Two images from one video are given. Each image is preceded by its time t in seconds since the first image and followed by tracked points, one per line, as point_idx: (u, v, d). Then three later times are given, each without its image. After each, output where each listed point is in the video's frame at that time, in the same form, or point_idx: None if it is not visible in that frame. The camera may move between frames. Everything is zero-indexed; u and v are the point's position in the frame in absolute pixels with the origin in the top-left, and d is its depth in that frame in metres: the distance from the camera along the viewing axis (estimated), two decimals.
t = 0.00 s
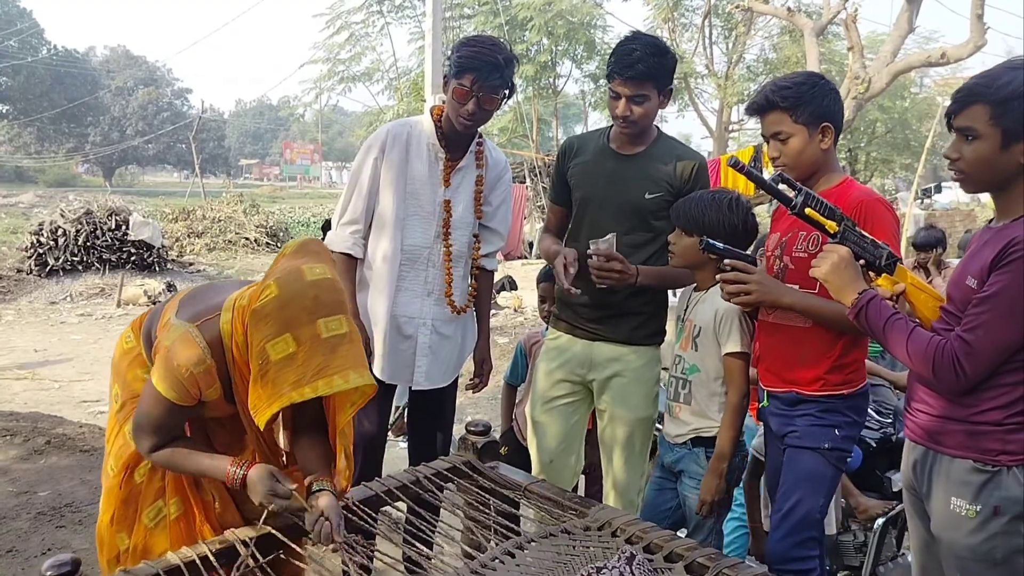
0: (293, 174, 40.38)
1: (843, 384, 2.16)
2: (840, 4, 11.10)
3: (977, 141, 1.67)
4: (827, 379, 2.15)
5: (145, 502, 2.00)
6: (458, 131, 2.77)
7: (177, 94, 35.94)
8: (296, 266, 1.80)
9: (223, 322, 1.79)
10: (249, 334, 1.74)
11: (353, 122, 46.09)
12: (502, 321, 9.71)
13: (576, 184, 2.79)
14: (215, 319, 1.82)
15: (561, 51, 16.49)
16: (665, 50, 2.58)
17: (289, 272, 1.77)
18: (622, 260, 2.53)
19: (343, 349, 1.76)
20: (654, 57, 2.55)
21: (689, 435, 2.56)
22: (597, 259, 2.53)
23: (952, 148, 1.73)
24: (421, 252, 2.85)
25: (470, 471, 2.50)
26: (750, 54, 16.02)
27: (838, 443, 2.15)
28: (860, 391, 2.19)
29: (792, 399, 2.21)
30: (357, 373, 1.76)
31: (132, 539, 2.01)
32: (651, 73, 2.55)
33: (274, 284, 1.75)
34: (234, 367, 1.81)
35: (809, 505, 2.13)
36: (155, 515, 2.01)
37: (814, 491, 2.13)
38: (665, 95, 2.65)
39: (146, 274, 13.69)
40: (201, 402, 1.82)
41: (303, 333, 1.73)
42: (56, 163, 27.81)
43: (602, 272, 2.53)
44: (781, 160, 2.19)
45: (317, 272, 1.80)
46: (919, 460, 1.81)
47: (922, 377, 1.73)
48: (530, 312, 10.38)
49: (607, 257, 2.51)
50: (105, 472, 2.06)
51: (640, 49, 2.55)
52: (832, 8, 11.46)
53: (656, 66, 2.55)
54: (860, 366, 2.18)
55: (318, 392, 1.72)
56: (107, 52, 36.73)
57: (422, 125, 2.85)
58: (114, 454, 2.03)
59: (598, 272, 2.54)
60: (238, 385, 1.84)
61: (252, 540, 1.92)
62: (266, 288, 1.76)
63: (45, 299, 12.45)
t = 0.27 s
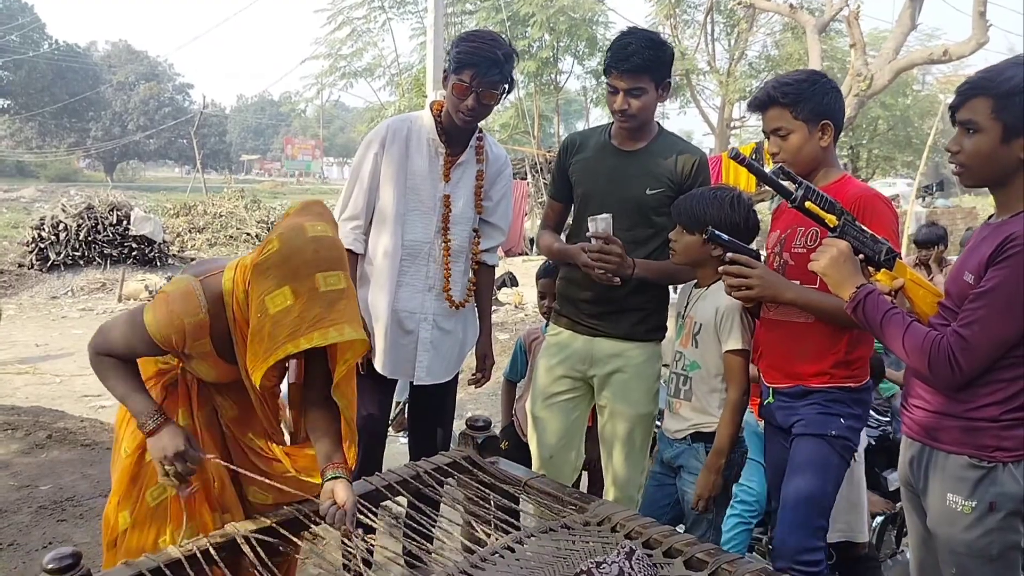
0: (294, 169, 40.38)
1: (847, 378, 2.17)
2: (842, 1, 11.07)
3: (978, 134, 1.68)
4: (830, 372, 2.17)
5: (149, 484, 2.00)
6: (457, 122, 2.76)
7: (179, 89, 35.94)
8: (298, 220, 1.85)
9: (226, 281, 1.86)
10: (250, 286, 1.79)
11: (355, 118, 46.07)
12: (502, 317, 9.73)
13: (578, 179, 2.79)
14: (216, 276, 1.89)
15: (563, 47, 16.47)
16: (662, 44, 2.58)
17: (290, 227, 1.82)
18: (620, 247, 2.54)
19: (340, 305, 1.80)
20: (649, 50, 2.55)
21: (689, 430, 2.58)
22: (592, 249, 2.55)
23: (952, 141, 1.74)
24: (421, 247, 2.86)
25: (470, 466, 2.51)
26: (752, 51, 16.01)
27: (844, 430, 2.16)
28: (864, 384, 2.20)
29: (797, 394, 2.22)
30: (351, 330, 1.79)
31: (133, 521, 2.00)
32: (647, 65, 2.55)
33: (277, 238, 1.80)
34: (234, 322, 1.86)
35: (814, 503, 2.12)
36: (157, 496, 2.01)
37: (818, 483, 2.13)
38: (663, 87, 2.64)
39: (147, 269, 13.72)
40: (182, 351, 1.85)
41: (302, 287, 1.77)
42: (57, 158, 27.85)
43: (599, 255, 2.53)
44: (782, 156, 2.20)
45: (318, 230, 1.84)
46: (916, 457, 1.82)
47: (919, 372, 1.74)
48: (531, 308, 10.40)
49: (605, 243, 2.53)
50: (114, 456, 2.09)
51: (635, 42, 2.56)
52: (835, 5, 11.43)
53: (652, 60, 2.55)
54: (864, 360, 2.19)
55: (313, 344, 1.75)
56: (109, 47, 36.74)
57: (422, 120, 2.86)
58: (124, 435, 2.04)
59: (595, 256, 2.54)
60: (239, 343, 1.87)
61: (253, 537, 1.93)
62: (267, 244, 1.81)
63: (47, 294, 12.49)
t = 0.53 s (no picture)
0: (297, 167, 40.41)
1: (839, 389, 2.13)
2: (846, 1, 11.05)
3: (978, 135, 1.68)
4: (820, 381, 2.13)
5: (156, 465, 2.07)
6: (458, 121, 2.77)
7: (182, 86, 35.96)
8: (301, 187, 1.97)
9: (233, 251, 1.99)
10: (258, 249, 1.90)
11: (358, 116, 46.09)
12: (504, 316, 9.73)
13: (581, 179, 2.79)
14: (225, 246, 2.02)
15: (566, 46, 16.47)
16: (656, 42, 2.58)
17: (291, 193, 1.92)
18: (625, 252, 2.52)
19: (343, 262, 1.87)
20: (644, 48, 2.56)
21: (692, 430, 2.57)
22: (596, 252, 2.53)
23: (953, 142, 1.75)
24: (424, 245, 2.86)
25: (471, 465, 2.52)
26: (756, 51, 16.00)
27: (841, 447, 2.14)
28: (857, 395, 2.16)
29: (792, 402, 2.19)
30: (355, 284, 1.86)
31: (140, 502, 2.07)
32: (641, 65, 2.56)
33: (279, 204, 1.91)
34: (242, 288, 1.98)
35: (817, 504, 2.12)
36: (165, 479, 2.07)
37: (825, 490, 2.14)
38: (661, 86, 2.65)
39: (150, 266, 13.74)
40: (195, 323, 1.99)
41: (304, 245, 1.85)
42: (61, 155, 27.90)
43: (606, 262, 2.52)
44: (784, 158, 2.20)
45: (319, 194, 1.94)
46: (917, 457, 1.83)
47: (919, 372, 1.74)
48: (533, 307, 10.40)
49: (611, 249, 2.51)
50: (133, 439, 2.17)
51: (629, 42, 2.58)
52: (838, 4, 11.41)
53: (645, 58, 2.56)
54: (857, 373, 2.15)
55: (318, 299, 1.81)
56: (113, 45, 36.78)
57: (423, 119, 2.87)
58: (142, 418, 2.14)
59: (600, 262, 2.52)
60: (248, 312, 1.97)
61: (254, 534, 1.95)
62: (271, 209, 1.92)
63: (50, 291, 12.53)
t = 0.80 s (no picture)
0: (301, 168, 40.47)
1: (835, 393, 2.12)
2: (849, 4, 11.04)
3: (979, 140, 1.68)
4: (815, 385, 2.12)
5: (161, 459, 2.10)
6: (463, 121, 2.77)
7: (186, 87, 36.03)
8: (309, 193, 1.97)
9: (243, 255, 2.02)
10: (265, 253, 1.93)
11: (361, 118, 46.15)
12: (506, 318, 9.73)
13: (585, 178, 2.79)
14: (233, 251, 2.04)
15: (569, 49, 16.48)
16: (657, 44, 2.58)
17: (300, 199, 1.95)
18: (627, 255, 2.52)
19: (344, 269, 1.87)
20: (644, 51, 2.55)
21: (694, 433, 2.58)
22: (600, 254, 2.52)
23: (955, 146, 1.75)
24: (426, 245, 2.87)
25: (473, 466, 2.52)
26: (759, 54, 16.01)
27: (841, 453, 2.13)
28: (854, 400, 2.15)
29: (789, 406, 2.16)
30: (354, 292, 1.87)
31: (147, 496, 2.11)
32: (643, 67, 2.56)
33: (287, 208, 1.93)
34: (251, 292, 2.00)
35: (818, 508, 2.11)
36: (166, 473, 2.09)
37: (826, 495, 2.12)
38: (662, 88, 2.65)
39: (153, 267, 13.77)
40: (223, 327, 2.01)
41: (306, 251, 1.86)
42: (65, 156, 27.99)
43: (608, 264, 2.51)
44: (794, 151, 2.20)
45: (325, 201, 1.95)
46: (921, 461, 1.82)
47: (923, 378, 1.73)
48: (535, 309, 10.40)
49: (613, 250, 2.50)
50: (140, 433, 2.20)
51: (629, 45, 2.57)
52: (842, 8, 11.40)
53: (646, 61, 2.55)
54: (852, 381, 2.14)
55: (316, 306, 1.83)
56: (117, 45, 36.83)
57: (426, 120, 2.87)
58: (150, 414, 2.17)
59: (603, 264, 2.52)
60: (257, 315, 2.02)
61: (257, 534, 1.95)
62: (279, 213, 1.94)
63: (53, 291, 12.59)
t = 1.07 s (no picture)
0: (303, 169, 40.47)
1: (835, 395, 2.11)
2: (852, 5, 11.02)
3: (981, 141, 1.68)
4: (815, 386, 2.12)
5: (161, 458, 2.12)
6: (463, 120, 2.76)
7: (188, 88, 36.07)
8: (317, 203, 2.01)
9: (245, 260, 2.02)
10: (271, 261, 1.95)
11: (364, 119, 46.19)
12: (508, 319, 9.73)
13: (586, 179, 2.78)
14: (236, 256, 2.05)
15: (572, 50, 16.48)
16: (662, 45, 2.58)
17: (308, 209, 1.98)
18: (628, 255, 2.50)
19: (353, 279, 1.92)
20: (649, 52, 2.54)
21: (695, 434, 2.57)
22: (599, 256, 2.52)
23: (956, 148, 1.74)
24: (427, 245, 2.87)
25: (474, 467, 2.51)
26: (762, 55, 16.00)
27: (843, 455, 2.12)
28: (855, 403, 2.14)
29: (790, 407, 2.16)
30: (365, 304, 1.91)
31: (147, 495, 2.13)
32: (647, 68, 2.55)
33: (293, 218, 1.96)
34: (251, 296, 2.01)
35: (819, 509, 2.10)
36: (166, 472, 2.11)
37: (826, 496, 2.11)
38: (665, 89, 2.64)
39: (156, 267, 13.80)
40: (218, 333, 2.00)
41: (315, 261, 1.90)
42: (67, 156, 28.06)
43: (609, 264, 2.50)
44: (794, 152, 2.19)
45: (332, 211, 1.99)
46: (923, 462, 1.82)
47: (927, 380, 1.73)
48: (537, 309, 10.39)
49: (614, 249, 2.49)
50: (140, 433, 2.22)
51: (634, 45, 2.56)
52: (845, 9, 11.38)
53: (651, 62, 2.55)
54: (854, 383, 2.13)
55: (328, 315, 1.86)
56: (120, 46, 36.88)
57: (427, 120, 2.87)
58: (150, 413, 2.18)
59: (604, 264, 2.50)
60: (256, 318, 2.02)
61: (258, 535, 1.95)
62: (285, 223, 1.97)
63: (55, 291, 12.62)
